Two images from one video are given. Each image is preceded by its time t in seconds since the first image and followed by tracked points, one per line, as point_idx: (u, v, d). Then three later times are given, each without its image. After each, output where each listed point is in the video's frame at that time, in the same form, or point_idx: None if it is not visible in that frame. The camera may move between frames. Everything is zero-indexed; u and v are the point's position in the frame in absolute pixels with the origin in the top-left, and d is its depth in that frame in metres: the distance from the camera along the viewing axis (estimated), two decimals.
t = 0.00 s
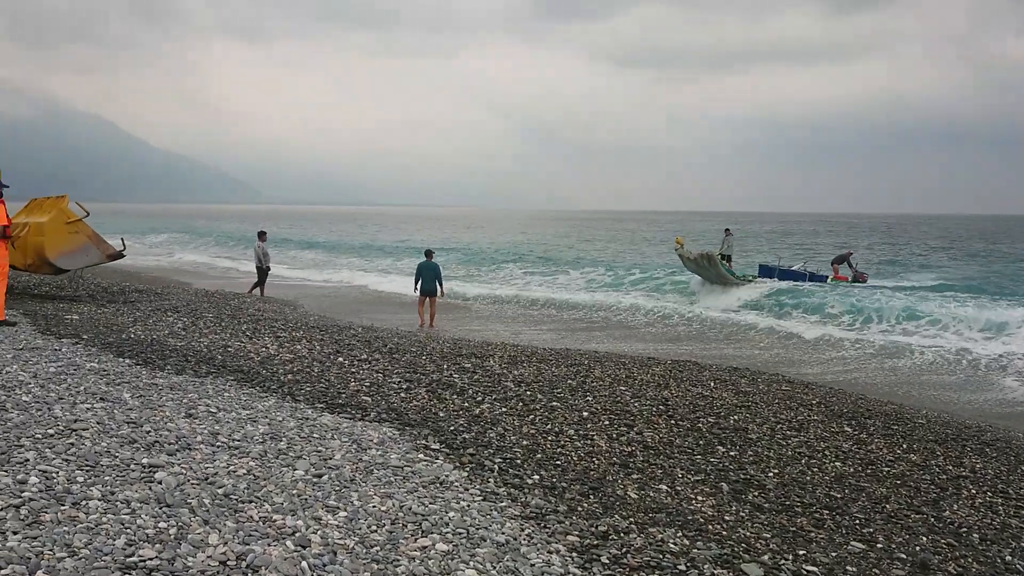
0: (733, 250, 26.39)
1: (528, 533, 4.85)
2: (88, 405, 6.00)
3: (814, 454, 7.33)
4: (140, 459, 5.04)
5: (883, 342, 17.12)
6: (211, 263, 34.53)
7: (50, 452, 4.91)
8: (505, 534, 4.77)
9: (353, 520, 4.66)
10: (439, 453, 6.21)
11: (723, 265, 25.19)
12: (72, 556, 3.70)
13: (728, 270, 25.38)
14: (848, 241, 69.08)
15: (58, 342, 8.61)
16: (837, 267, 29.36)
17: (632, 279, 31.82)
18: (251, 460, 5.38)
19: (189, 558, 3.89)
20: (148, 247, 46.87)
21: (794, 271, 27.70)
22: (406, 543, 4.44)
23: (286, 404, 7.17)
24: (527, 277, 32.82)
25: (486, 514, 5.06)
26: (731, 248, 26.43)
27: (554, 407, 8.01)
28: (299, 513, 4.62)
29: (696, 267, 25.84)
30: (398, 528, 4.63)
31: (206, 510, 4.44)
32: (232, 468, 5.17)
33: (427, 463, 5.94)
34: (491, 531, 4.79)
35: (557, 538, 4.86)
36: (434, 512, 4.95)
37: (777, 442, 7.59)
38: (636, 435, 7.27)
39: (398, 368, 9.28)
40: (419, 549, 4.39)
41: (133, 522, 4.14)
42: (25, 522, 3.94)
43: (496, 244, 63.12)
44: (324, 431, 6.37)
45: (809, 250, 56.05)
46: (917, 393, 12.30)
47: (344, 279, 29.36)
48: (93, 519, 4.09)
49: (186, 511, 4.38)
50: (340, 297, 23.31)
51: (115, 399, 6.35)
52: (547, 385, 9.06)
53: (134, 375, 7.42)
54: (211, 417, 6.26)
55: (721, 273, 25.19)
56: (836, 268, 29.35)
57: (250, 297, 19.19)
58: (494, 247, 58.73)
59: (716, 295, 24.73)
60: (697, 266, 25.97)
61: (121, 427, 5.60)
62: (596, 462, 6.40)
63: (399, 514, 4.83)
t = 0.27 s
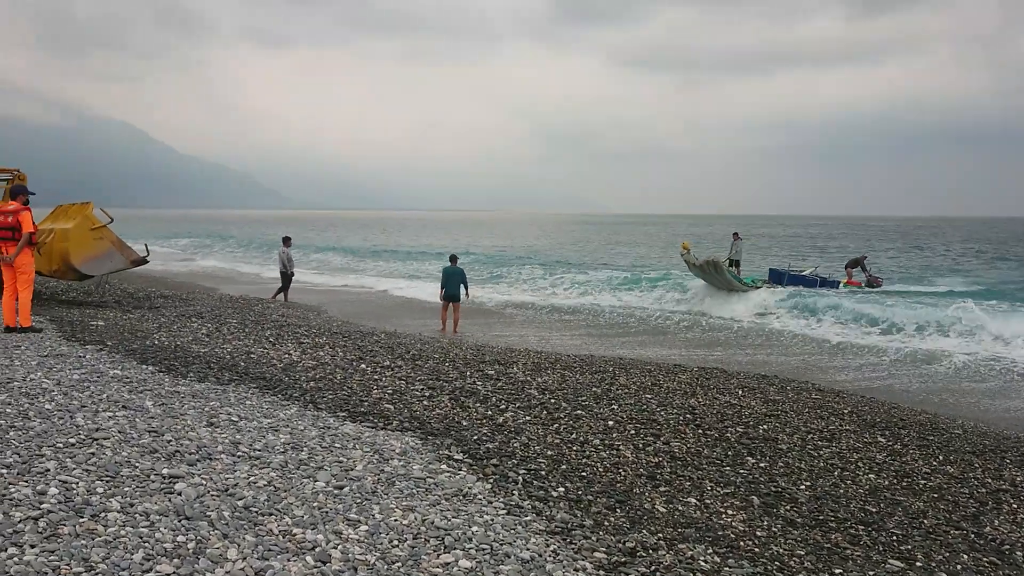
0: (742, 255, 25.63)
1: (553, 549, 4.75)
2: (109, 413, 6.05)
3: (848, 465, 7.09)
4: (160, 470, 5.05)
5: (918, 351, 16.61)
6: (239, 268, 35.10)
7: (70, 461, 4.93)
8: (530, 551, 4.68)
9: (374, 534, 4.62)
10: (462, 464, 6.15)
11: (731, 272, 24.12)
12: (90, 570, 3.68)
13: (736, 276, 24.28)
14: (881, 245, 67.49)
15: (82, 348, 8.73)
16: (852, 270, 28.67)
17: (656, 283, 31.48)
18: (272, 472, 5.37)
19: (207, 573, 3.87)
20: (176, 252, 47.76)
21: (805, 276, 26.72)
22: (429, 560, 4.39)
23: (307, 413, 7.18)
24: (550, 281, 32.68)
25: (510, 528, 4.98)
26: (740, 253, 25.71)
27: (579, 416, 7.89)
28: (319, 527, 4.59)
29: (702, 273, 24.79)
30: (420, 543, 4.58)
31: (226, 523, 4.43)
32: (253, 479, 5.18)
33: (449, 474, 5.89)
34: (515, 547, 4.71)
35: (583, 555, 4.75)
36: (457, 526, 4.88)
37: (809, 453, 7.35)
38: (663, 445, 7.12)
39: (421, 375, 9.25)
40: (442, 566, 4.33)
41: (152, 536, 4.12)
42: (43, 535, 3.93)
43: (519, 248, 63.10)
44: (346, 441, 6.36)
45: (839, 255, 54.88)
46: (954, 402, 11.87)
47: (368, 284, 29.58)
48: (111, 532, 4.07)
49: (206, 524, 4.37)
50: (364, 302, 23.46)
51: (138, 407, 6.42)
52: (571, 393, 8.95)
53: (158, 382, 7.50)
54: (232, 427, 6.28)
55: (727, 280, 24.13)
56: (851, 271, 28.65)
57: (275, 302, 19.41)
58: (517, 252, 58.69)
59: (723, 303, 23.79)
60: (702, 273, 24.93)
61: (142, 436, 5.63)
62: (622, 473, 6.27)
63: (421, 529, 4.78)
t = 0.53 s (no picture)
0: (748, 260, 25.01)
1: (576, 561, 4.67)
2: (130, 417, 6.15)
3: (880, 474, 6.88)
4: (178, 476, 5.10)
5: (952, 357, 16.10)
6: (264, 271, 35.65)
7: (89, 466, 5.00)
8: (552, 563, 4.60)
9: (393, 543, 4.58)
10: (483, 471, 6.10)
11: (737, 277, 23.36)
12: None
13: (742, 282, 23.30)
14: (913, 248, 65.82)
15: (105, 351, 8.90)
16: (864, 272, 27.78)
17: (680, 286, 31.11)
18: (290, 478, 5.39)
19: None
20: (205, 255, 48.73)
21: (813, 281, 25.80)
22: (448, 571, 4.34)
23: (327, 417, 7.21)
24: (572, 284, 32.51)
25: (532, 539, 4.91)
26: (748, 257, 25.13)
27: (602, 422, 7.79)
28: (337, 536, 4.57)
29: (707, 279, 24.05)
30: (439, 554, 4.54)
31: (243, 531, 4.44)
32: (271, 486, 5.19)
33: (470, 482, 5.84)
34: (537, 558, 4.63)
35: (607, 567, 4.66)
36: (477, 536, 4.83)
37: (839, 461, 7.14)
38: (689, 452, 6.98)
39: (442, 379, 9.24)
40: None
41: (168, 544, 4.14)
42: (59, 542, 3.97)
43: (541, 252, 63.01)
44: (366, 447, 6.36)
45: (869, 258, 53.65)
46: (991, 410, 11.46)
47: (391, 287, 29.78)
48: (127, 540, 4.10)
49: (222, 532, 4.38)
50: (386, 305, 23.61)
51: (159, 411, 6.52)
52: (594, 398, 8.85)
53: (179, 386, 7.61)
54: (252, 431, 6.33)
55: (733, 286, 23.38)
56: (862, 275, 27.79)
57: (298, 306, 19.63)
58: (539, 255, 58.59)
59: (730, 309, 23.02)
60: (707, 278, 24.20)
61: (161, 441, 5.70)
62: (646, 482, 6.16)
63: (441, 539, 4.73)
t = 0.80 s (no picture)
0: (756, 263, 24.41)
1: (592, 572, 4.60)
2: (144, 419, 6.25)
3: (910, 482, 6.66)
4: (190, 479, 5.16)
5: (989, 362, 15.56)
6: (290, 271, 36.16)
7: (100, 469, 5.08)
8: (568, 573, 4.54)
9: (405, 551, 4.57)
10: (500, 477, 6.06)
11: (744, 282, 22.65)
12: None
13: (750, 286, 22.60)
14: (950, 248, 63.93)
15: (125, 352, 9.07)
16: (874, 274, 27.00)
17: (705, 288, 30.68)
18: (303, 482, 5.41)
19: None
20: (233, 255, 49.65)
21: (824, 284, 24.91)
22: None
23: (343, 420, 7.25)
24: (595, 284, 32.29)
25: (547, 548, 4.85)
26: (755, 261, 24.58)
27: (623, 425, 7.69)
28: (348, 543, 4.57)
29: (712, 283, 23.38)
30: (452, 563, 4.51)
31: (252, 538, 4.46)
32: (284, 490, 5.22)
33: (486, 487, 5.81)
34: (553, 568, 4.57)
35: None
36: (491, 545, 4.78)
37: (867, 468, 6.93)
38: (712, 458, 6.85)
39: (462, 381, 9.23)
40: None
41: (174, 551, 4.17)
42: (65, 547, 4.01)
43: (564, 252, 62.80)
44: (382, 450, 6.37)
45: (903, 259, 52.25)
46: None
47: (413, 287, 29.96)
48: (134, 546, 4.14)
49: (231, 538, 4.41)
50: (407, 306, 23.73)
51: (174, 412, 6.62)
52: (615, 401, 8.75)
53: (195, 387, 7.72)
54: (266, 434, 6.39)
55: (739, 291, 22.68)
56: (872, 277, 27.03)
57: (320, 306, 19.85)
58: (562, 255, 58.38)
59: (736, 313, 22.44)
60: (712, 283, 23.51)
61: (175, 443, 5.78)
62: (667, 488, 6.05)
63: (454, 547, 4.70)
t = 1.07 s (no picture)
0: (761, 268, 24.08)
1: None
2: (157, 424, 6.35)
3: (936, 493, 6.47)
4: (199, 486, 5.21)
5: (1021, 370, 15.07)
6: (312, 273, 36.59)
7: (112, 475, 5.16)
8: None
9: (414, 563, 4.55)
10: (514, 485, 6.03)
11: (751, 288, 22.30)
12: None
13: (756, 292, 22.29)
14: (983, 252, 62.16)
15: (143, 355, 9.24)
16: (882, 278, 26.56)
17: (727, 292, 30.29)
18: (313, 490, 5.44)
19: None
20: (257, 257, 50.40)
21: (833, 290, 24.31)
22: None
23: (357, 426, 7.28)
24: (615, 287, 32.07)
25: (560, 561, 4.80)
26: (760, 266, 24.23)
27: (641, 432, 7.61)
28: (356, 554, 4.57)
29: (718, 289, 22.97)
30: None
31: (259, 548, 4.48)
32: (294, 498, 5.24)
33: (499, 496, 5.79)
34: None
35: None
36: (502, 557, 4.75)
37: (891, 478, 6.76)
38: (732, 466, 6.74)
39: (480, 386, 9.22)
40: None
41: (180, 561, 4.20)
42: (71, 556, 4.06)
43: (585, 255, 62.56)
44: (395, 457, 6.39)
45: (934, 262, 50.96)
46: None
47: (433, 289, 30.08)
48: (140, 555, 4.19)
49: (238, 548, 4.43)
50: (427, 308, 23.83)
51: (188, 417, 6.73)
52: (634, 406, 8.66)
53: (210, 391, 7.83)
54: (278, 440, 6.45)
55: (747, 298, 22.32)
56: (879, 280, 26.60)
57: (339, 309, 20.02)
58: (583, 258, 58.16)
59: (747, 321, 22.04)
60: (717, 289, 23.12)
61: (187, 449, 5.87)
62: (685, 498, 5.97)
63: (464, 559, 4.67)
